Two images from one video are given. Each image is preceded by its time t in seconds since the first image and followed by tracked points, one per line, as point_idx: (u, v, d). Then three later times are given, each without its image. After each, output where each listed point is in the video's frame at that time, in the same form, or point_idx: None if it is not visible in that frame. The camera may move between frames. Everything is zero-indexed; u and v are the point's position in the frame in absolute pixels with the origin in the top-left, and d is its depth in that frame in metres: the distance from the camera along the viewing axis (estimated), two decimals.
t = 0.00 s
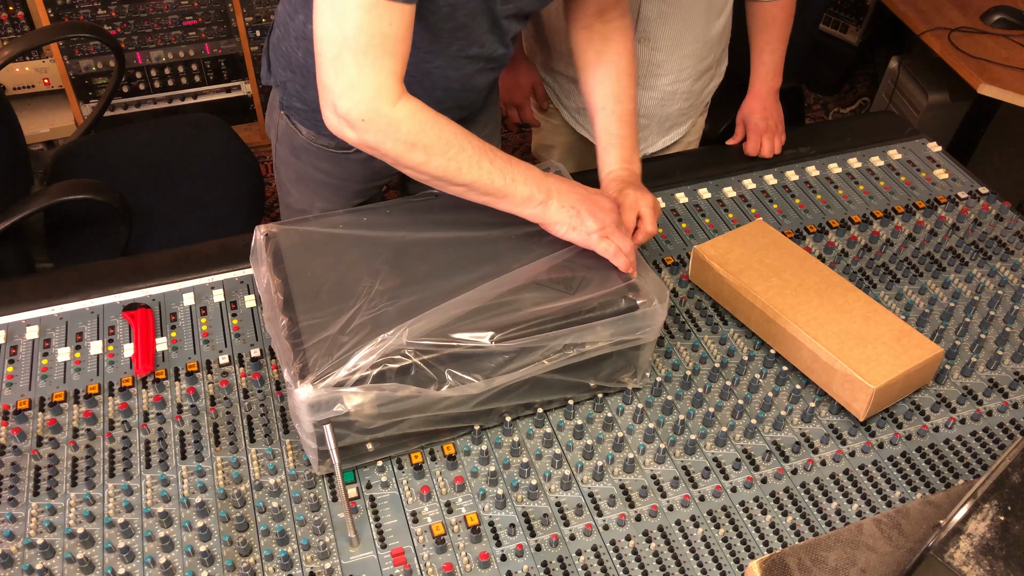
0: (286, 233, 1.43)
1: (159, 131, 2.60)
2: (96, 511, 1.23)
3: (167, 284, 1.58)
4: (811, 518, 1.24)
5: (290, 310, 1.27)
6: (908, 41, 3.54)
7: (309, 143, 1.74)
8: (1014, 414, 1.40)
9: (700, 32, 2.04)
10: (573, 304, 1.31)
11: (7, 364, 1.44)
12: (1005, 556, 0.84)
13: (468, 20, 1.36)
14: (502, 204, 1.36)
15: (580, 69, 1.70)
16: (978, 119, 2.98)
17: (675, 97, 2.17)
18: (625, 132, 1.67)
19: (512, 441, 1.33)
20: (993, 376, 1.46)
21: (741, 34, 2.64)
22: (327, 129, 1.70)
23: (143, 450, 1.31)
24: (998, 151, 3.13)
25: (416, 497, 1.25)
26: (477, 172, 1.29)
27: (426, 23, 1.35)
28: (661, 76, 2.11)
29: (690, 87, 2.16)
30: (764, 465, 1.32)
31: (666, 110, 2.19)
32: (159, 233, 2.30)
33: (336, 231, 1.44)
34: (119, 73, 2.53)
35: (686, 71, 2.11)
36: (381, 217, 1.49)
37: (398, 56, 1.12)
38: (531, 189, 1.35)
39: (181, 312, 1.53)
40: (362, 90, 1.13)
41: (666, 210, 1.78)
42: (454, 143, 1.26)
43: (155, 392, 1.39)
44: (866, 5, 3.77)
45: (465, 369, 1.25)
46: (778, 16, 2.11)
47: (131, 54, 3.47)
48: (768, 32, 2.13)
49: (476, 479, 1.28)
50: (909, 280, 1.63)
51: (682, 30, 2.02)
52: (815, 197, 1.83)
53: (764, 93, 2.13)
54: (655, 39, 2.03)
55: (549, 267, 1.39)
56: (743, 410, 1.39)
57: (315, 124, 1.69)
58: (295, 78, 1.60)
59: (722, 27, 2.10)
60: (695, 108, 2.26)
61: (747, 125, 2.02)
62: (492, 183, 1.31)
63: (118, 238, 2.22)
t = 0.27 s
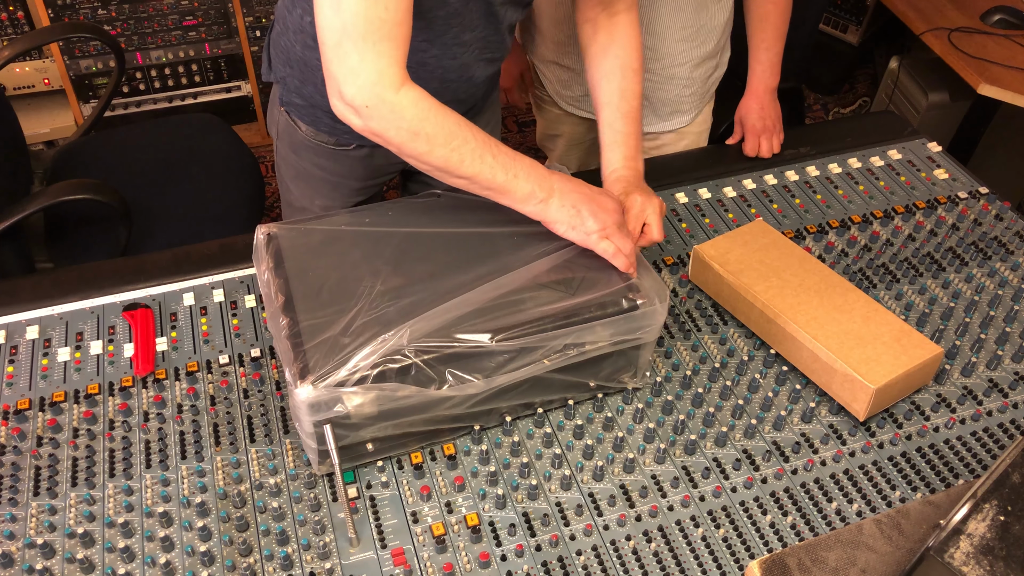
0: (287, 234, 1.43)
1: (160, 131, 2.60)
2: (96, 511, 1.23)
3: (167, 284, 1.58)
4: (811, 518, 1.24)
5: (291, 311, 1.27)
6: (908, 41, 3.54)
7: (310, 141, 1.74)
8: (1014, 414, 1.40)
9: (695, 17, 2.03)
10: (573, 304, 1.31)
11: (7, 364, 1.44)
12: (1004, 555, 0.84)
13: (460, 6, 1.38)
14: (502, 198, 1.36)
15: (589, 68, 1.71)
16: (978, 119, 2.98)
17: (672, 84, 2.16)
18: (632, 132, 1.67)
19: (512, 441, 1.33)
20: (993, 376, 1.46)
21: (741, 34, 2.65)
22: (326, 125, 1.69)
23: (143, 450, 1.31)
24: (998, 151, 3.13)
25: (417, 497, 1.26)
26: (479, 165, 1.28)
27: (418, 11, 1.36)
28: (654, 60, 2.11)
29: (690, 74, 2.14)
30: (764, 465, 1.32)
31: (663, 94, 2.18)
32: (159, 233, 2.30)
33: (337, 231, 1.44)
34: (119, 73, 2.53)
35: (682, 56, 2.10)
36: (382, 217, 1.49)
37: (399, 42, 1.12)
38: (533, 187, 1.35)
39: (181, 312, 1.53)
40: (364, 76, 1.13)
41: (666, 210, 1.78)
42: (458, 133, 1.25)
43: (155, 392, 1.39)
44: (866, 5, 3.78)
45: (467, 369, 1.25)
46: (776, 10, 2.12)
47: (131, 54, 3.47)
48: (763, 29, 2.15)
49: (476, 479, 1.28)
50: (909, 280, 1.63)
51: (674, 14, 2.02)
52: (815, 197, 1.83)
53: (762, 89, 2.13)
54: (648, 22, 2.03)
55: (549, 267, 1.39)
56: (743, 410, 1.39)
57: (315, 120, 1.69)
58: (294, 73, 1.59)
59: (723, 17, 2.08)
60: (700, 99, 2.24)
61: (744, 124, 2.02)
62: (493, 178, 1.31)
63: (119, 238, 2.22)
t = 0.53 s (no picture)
0: (286, 234, 1.43)
1: (160, 131, 2.60)
2: (96, 511, 1.22)
3: (167, 284, 1.58)
4: (811, 518, 1.24)
5: (291, 310, 1.27)
6: (909, 41, 3.54)
7: (303, 133, 1.75)
8: (1014, 414, 1.40)
9: (700, 19, 2.03)
10: (572, 303, 1.31)
11: (7, 364, 1.43)
12: (1005, 555, 0.84)
13: (463, 4, 1.37)
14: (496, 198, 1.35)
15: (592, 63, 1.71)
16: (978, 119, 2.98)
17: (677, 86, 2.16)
18: (637, 127, 1.68)
19: (512, 441, 1.33)
20: (993, 376, 1.46)
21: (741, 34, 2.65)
22: (320, 119, 1.70)
23: (143, 450, 1.31)
24: (998, 151, 3.13)
25: (416, 497, 1.25)
26: (473, 162, 1.28)
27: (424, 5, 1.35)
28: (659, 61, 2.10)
29: (691, 76, 2.14)
30: (764, 465, 1.32)
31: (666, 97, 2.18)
32: (159, 233, 2.30)
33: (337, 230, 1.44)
34: (119, 73, 2.53)
35: (685, 58, 2.10)
36: (381, 216, 1.49)
37: (403, 35, 1.13)
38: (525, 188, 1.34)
39: (181, 312, 1.53)
40: (366, 65, 1.14)
41: (666, 210, 1.78)
42: (454, 128, 1.25)
43: (155, 392, 1.39)
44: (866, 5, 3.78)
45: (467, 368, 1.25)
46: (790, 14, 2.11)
47: (131, 54, 3.47)
48: (777, 31, 2.13)
49: (476, 479, 1.28)
50: (909, 280, 1.63)
51: (682, 17, 2.02)
52: (815, 197, 1.83)
53: (769, 92, 2.12)
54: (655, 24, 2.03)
55: (549, 265, 1.39)
56: (743, 410, 1.39)
57: (308, 113, 1.69)
58: (289, 65, 1.60)
59: (730, 17, 2.07)
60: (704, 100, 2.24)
61: (749, 123, 2.03)
62: (486, 175, 1.31)
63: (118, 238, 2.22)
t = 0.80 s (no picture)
0: (286, 235, 1.43)
1: (159, 130, 2.60)
2: (96, 511, 1.22)
3: (167, 284, 1.58)
4: (811, 518, 1.24)
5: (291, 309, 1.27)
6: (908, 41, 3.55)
7: (305, 122, 1.74)
8: (1014, 414, 1.40)
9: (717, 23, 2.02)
10: (570, 302, 1.31)
11: (7, 364, 1.43)
12: (1004, 555, 0.84)
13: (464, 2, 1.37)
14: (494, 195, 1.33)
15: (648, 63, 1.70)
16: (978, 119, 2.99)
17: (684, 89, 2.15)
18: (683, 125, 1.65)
19: (512, 441, 1.33)
20: (993, 376, 1.46)
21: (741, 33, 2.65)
22: (322, 108, 1.69)
23: (143, 450, 1.31)
24: (998, 151, 3.13)
25: (416, 497, 1.25)
26: (473, 154, 1.26)
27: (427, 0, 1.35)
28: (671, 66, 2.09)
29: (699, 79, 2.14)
30: (764, 465, 1.32)
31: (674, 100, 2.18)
32: (159, 233, 2.30)
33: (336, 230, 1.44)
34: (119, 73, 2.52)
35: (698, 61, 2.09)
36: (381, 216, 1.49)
37: (411, 18, 1.12)
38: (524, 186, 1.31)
39: (181, 312, 1.53)
40: (369, 45, 1.12)
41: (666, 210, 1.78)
42: (458, 118, 1.23)
43: (155, 392, 1.39)
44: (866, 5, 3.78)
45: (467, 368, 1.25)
46: (809, 21, 2.08)
47: (131, 54, 3.47)
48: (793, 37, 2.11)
49: (476, 479, 1.28)
50: (909, 280, 1.63)
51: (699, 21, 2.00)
52: (815, 197, 1.83)
53: (775, 96, 2.12)
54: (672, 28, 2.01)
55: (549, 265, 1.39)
56: (743, 410, 1.39)
57: (311, 102, 1.69)
58: (294, 51, 1.58)
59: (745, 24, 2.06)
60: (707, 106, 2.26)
61: (753, 124, 2.02)
62: (485, 174, 1.28)
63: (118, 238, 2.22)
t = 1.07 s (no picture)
0: (286, 235, 1.43)
1: (160, 130, 2.60)
2: (96, 511, 1.22)
3: (167, 284, 1.58)
4: (811, 518, 1.25)
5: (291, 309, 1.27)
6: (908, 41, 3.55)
7: (304, 105, 1.75)
8: (1014, 414, 1.40)
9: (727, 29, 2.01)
10: (571, 303, 1.31)
11: (7, 364, 1.43)
12: (1004, 555, 0.84)
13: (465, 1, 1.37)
14: (550, 190, 1.27)
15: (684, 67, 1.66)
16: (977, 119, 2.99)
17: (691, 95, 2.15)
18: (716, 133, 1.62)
19: (512, 441, 1.33)
20: (993, 376, 1.46)
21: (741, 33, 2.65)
22: (320, 92, 1.69)
23: (143, 450, 1.31)
24: (998, 151, 3.14)
25: (416, 497, 1.26)
26: (540, 149, 1.21)
27: None
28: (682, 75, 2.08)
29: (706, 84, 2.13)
30: (764, 465, 1.32)
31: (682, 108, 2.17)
32: (159, 233, 2.30)
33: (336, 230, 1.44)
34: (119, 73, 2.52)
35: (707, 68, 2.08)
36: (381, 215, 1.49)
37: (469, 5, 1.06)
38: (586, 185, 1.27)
39: (181, 312, 1.53)
40: (430, 35, 1.05)
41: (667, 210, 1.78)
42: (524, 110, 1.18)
43: (155, 392, 1.39)
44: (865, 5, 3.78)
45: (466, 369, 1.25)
46: (815, 24, 2.07)
47: (131, 54, 3.47)
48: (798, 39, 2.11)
49: (476, 479, 1.28)
50: (909, 280, 1.63)
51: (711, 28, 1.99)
52: (815, 197, 1.83)
53: (777, 96, 2.12)
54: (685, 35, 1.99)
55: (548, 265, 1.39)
56: (743, 410, 1.39)
57: (312, 87, 1.69)
58: (300, 31, 1.59)
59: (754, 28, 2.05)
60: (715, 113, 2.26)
61: (753, 123, 2.02)
62: (546, 166, 1.22)
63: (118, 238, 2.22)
